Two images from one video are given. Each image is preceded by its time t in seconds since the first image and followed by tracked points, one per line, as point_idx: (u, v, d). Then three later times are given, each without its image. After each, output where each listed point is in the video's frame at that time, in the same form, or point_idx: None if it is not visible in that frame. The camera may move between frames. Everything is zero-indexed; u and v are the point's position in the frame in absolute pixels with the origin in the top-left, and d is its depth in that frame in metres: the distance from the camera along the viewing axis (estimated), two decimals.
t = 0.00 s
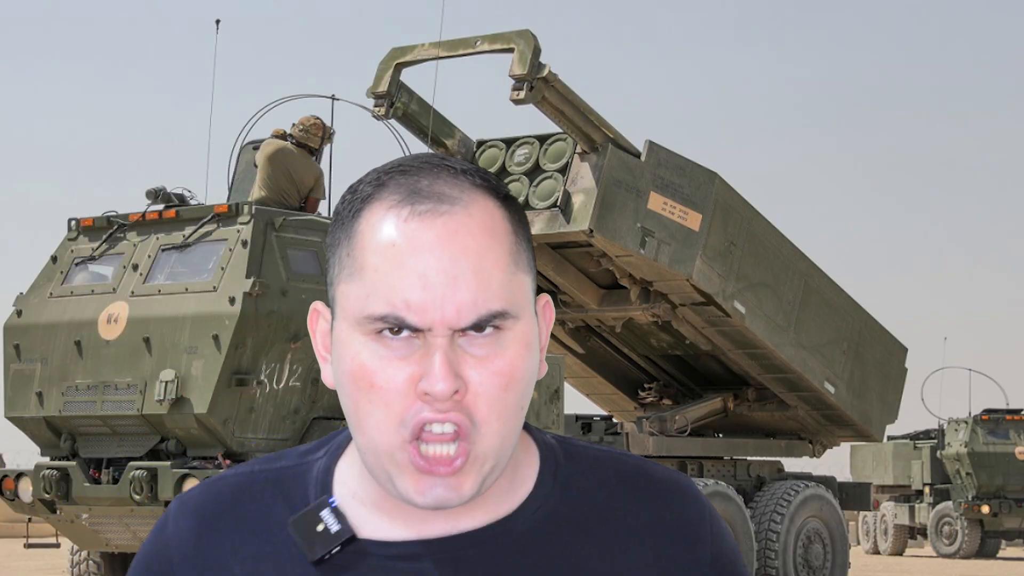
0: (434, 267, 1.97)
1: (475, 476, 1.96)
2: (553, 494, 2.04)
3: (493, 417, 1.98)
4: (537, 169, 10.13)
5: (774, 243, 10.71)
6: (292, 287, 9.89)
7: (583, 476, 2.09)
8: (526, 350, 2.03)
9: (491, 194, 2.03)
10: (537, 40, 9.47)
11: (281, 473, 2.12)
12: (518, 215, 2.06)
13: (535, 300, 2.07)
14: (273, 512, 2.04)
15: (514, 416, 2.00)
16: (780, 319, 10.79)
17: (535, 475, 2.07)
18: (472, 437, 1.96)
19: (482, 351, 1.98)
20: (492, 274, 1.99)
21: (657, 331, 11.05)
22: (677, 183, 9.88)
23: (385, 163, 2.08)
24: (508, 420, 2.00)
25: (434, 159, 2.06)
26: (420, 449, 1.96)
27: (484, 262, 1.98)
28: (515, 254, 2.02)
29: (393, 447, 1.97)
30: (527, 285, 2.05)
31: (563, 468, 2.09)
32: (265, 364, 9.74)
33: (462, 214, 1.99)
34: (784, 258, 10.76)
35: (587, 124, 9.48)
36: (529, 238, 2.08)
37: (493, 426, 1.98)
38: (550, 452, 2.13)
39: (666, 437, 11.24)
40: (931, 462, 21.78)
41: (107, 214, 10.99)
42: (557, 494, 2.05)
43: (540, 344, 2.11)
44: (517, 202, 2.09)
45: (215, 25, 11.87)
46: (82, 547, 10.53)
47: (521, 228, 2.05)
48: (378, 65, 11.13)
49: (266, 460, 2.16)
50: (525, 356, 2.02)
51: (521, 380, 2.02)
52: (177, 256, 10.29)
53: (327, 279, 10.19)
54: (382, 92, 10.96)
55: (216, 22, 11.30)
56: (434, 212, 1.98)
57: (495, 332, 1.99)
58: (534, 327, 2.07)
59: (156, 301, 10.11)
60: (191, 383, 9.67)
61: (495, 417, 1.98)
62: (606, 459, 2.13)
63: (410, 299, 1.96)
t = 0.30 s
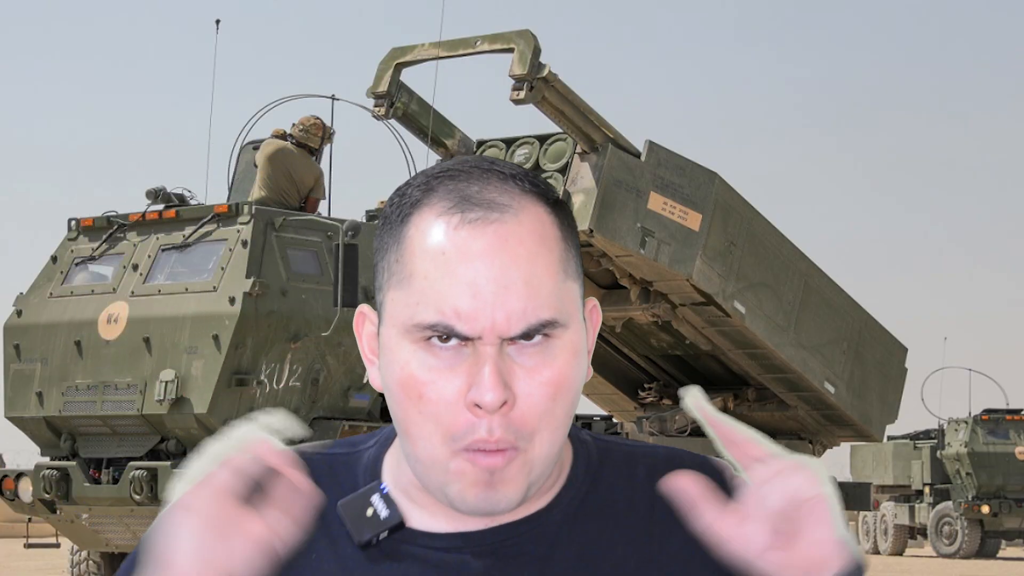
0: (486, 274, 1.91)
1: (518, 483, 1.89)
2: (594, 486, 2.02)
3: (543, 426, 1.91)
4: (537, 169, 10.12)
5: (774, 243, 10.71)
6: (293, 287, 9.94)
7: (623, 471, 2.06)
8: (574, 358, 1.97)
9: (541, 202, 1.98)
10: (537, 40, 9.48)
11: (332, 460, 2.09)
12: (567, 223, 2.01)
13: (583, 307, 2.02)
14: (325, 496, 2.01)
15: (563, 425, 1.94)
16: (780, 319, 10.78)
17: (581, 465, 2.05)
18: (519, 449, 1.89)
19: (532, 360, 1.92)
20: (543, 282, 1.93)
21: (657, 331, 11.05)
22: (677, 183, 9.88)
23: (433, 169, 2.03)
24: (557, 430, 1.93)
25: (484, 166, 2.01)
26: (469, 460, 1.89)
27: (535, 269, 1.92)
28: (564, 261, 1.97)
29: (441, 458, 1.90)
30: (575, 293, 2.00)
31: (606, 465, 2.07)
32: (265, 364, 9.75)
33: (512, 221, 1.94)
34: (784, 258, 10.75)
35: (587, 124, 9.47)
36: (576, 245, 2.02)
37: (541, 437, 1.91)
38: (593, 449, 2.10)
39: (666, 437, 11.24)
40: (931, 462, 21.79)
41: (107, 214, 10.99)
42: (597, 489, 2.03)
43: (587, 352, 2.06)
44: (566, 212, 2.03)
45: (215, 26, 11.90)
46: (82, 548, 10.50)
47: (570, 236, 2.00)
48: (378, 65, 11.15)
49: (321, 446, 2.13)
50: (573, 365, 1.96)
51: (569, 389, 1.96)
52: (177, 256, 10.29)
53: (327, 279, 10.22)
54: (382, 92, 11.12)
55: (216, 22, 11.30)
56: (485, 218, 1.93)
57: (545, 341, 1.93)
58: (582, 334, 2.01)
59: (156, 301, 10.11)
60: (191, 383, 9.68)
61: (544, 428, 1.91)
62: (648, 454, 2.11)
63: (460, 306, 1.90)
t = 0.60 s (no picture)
0: (513, 266, 1.94)
1: (549, 474, 1.90)
2: (633, 501, 2.02)
3: (568, 421, 1.92)
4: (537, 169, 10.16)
5: (774, 243, 10.71)
6: (292, 287, 9.95)
7: (664, 484, 2.06)
8: (604, 354, 1.99)
9: (570, 197, 2.01)
10: (537, 40, 9.48)
11: (359, 478, 2.11)
12: (598, 219, 2.04)
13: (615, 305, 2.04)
14: (348, 517, 2.03)
15: (591, 423, 1.95)
16: (780, 319, 10.78)
17: (618, 476, 2.05)
18: (548, 440, 1.90)
19: (560, 352, 1.94)
20: (571, 274, 1.96)
21: (657, 331, 11.05)
22: (677, 183, 9.88)
23: (464, 167, 2.07)
24: (584, 426, 1.94)
25: (513, 161, 2.05)
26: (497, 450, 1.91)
27: (563, 261, 1.96)
28: (594, 255, 2.00)
29: (471, 448, 1.92)
30: (606, 289, 2.02)
31: (646, 474, 2.07)
32: (265, 364, 9.76)
33: (540, 213, 1.97)
34: (785, 258, 10.75)
35: (587, 123, 9.47)
36: (609, 241, 2.05)
37: (569, 431, 1.92)
38: (634, 459, 2.09)
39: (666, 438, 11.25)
40: (931, 463, 21.79)
41: (107, 214, 10.99)
42: (637, 503, 2.02)
43: (621, 351, 2.08)
44: (599, 209, 2.06)
45: (215, 26, 11.91)
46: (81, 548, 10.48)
47: (600, 231, 2.03)
48: (378, 65, 11.17)
49: (340, 466, 2.15)
50: (604, 360, 1.98)
51: (599, 385, 1.96)
52: (177, 256, 10.28)
53: (327, 279, 10.22)
54: (382, 92, 11.09)
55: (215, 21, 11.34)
56: (511, 211, 1.97)
57: (574, 334, 1.96)
58: (614, 332, 2.03)
59: (156, 301, 10.11)
60: (191, 382, 9.67)
61: (571, 422, 1.92)
62: (689, 465, 2.10)
63: (487, 298, 1.93)
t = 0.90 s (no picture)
0: (545, 254, 1.87)
1: (589, 458, 1.87)
2: (651, 479, 1.91)
3: (609, 401, 1.89)
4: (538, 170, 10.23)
5: (774, 243, 10.73)
6: (292, 287, 9.95)
7: (683, 458, 1.95)
8: (641, 335, 1.93)
9: (603, 176, 1.92)
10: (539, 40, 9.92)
11: (404, 448, 1.99)
12: (633, 200, 1.94)
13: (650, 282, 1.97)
14: (398, 486, 1.91)
15: (631, 402, 1.91)
16: (780, 319, 10.78)
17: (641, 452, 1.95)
18: (584, 426, 1.87)
19: (594, 338, 1.89)
20: (604, 260, 1.89)
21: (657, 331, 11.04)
22: (677, 183, 9.86)
23: (494, 144, 1.98)
24: (622, 407, 1.90)
25: (543, 141, 1.95)
26: (529, 439, 1.88)
27: (595, 247, 1.88)
28: (628, 237, 1.91)
29: (504, 435, 1.89)
30: (643, 269, 1.94)
31: (670, 451, 1.96)
32: (265, 364, 9.76)
33: (572, 197, 1.89)
34: (784, 258, 10.77)
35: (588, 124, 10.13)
36: (643, 217, 1.96)
37: (609, 413, 1.89)
38: (658, 435, 1.99)
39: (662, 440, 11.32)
40: (931, 462, 21.80)
41: (107, 214, 10.99)
42: (659, 477, 1.92)
43: (657, 324, 2.01)
44: (633, 185, 1.97)
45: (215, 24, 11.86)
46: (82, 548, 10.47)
47: (635, 212, 1.94)
48: (378, 66, 11.19)
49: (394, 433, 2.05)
50: (640, 341, 1.92)
51: (636, 364, 1.92)
52: (177, 256, 10.28)
53: (327, 279, 10.23)
54: (382, 91, 11.23)
55: (215, 21, 11.36)
56: (542, 197, 1.88)
57: (607, 318, 1.90)
58: (650, 308, 1.96)
59: (156, 301, 10.11)
60: (191, 382, 9.67)
61: (611, 403, 1.89)
62: (714, 437, 1.99)
63: (519, 286, 1.87)
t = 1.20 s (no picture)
0: (593, 253, 1.83)
1: (631, 479, 1.80)
2: (711, 504, 1.87)
3: (651, 413, 1.82)
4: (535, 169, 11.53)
5: (774, 243, 10.75)
6: (292, 287, 9.95)
7: (735, 481, 1.91)
8: (688, 348, 1.87)
9: (654, 184, 1.88)
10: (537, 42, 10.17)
11: (434, 466, 2.00)
12: (682, 212, 1.91)
13: (696, 297, 1.92)
14: (418, 508, 1.94)
15: (674, 416, 1.84)
16: (780, 319, 10.77)
17: (696, 477, 1.91)
18: (628, 435, 1.80)
19: (640, 343, 1.84)
20: (652, 265, 1.84)
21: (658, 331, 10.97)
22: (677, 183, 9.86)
23: (546, 155, 1.95)
24: (667, 419, 1.83)
25: (593, 150, 1.93)
26: (574, 448, 1.81)
27: (642, 250, 1.84)
28: (677, 245, 1.87)
29: (547, 443, 1.82)
30: (689, 280, 1.90)
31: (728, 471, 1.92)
32: (265, 364, 9.77)
33: (621, 200, 1.85)
34: (784, 258, 10.80)
35: (589, 125, 10.22)
36: (692, 233, 1.92)
37: (650, 425, 1.81)
38: (708, 455, 1.96)
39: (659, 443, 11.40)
40: (931, 462, 21.81)
41: (107, 214, 10.98)
42: (725, 493, 1.89)
43: (703, 344, 1.96)
44: (683, 200, 1.93)
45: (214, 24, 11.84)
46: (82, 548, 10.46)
47: (684, 222, 1.90)
48: (378, 65, 11.23)
49: (421, 451, 2.05)
50: (686, 354, 1.87)
51: (682, 378, 1.85)
52: (177, 256, 10.29)
53: (327, 279, 10.24)
54: (382, 92, 11.32)
55: (215, 21, 11.37)
56: (590, 197, 1.85)
57: (654, 325, 1.85)
58: (699, 325, 1.91)
59: (156, 301, 10.11)
60: (191, 382, 9.67)
61: (653, 416, 1.82)
62: (774, 455, 1.98)
63: (565, 287, 1.83)
